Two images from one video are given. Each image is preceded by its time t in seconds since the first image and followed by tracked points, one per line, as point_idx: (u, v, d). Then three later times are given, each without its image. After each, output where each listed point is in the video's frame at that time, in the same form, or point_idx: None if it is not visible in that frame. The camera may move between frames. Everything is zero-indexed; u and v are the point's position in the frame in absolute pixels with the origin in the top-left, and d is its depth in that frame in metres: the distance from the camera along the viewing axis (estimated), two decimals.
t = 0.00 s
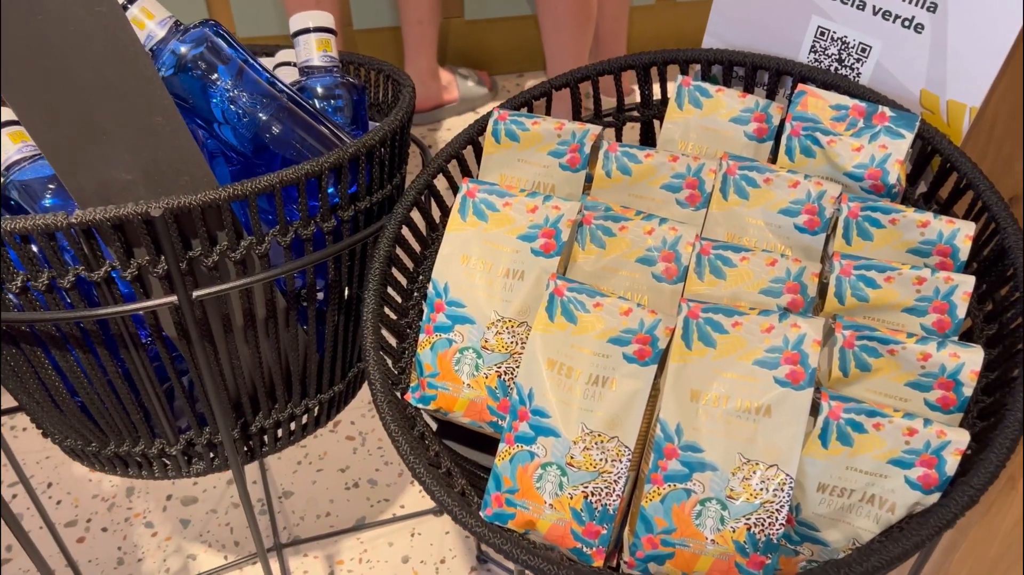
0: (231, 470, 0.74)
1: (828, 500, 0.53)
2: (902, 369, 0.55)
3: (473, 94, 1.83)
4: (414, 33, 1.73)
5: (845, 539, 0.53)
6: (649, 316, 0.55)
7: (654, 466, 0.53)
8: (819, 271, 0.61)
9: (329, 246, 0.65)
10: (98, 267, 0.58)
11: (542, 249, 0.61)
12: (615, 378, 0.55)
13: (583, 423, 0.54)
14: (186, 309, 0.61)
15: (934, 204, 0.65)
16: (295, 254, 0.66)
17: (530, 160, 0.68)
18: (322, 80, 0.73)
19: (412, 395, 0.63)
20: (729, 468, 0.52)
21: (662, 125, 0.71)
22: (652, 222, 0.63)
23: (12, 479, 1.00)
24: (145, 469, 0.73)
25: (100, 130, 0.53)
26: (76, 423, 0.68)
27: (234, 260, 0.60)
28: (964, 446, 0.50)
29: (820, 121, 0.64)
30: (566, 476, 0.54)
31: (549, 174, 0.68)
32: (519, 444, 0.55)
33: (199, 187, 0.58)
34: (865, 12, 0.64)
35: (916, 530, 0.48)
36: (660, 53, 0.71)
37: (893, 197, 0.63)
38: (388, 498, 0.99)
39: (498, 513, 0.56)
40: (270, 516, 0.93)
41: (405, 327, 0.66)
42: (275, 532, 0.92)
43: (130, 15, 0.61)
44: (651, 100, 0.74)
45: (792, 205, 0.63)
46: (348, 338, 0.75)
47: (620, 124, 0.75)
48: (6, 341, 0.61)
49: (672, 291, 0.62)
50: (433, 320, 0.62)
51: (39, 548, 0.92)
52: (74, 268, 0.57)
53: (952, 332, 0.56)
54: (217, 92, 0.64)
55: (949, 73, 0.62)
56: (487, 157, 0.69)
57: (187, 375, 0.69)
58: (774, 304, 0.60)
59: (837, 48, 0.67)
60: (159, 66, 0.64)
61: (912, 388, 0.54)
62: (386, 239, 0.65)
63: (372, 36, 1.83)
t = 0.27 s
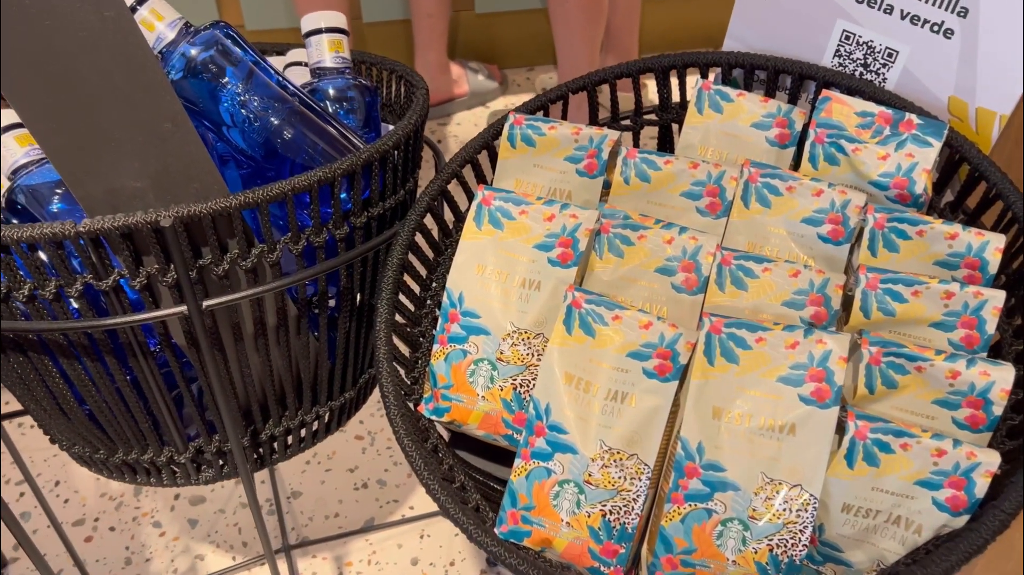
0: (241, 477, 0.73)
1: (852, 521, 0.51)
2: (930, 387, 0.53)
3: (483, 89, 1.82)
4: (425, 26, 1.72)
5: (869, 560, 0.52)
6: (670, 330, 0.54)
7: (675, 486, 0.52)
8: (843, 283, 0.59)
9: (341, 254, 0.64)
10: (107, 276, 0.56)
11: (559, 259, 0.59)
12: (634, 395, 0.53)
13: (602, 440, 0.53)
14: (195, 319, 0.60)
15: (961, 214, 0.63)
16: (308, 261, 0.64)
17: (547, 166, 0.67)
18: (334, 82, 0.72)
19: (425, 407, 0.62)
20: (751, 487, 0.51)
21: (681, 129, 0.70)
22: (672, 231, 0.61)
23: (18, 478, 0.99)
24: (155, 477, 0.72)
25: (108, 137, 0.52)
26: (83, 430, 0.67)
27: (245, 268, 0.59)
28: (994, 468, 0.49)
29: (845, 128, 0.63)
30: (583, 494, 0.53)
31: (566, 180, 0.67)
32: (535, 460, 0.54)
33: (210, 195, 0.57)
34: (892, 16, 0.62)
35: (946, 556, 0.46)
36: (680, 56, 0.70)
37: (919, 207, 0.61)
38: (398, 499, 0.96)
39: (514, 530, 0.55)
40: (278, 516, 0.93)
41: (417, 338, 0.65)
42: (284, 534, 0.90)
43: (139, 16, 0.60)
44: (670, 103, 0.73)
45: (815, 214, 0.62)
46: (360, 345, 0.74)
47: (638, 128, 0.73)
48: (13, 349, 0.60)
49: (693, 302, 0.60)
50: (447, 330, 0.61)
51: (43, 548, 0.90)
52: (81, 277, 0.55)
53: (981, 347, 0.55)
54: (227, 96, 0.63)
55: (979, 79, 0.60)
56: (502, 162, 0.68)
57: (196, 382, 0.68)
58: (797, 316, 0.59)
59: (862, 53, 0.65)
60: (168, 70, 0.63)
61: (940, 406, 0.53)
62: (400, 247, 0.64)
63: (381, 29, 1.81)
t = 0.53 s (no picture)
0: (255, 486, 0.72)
1: (881, 543, 0.51)
2: (961, 407, 0.52)
3: (496, 86, 1.81)
4: (438, 22, 1.70)
5: None
6: (696, 347, 0.52)
7: (700, 506, 0.51)
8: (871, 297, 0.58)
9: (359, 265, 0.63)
10: (123, 287, 0.56)
11: (581, 271, 0.59)
12: (659, 413, 0.52)
13: (625, 458, 0.52)
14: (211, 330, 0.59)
15: (990, 226, 0.62)
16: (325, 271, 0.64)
17: (568, 174, 0.66)
18: (352, 87, 0.71)
19: (443, 420, 0.61)
20: (778, 509, 0.50)
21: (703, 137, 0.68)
22: (696, 242, 0.60)
23: (30, 478, 0.99)
24: (168, 485, 0.71)
25: (125, 149, 0.51)
26: (98, 438, 0.66)
27: (263, 279, 0.58)
28: None
29: (874, 139, 0.61)
30: (606, 513, 0.52)
31: (586, 189, 0.65)
32: (557, 477, 0.53)
33: (228, 205, 0.56)
34: (923, 24, 0.61)
35: None
36: (703, 63, 0.69)
37: (949, 220, 0.60)
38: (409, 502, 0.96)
39: (535, 548, 0.54)
40: (290, 520, 0.92)
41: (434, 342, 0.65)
42: (296, 537, 0.90)
43: (155, 22, 0.59)
44: (693, 110, 0.71)
45: (842, 226, 0.60)
46: (376, 353, 0.73)
47: (659, 135, 0.71)
48: (28, 357, 0.59)
49: (717, 315, 0.59)
50: (466, 343, 0.60)
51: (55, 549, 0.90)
52: (97, 288, 0.55)
53: (1013, 366, 0.54)
54: (242, 103, 0.62)
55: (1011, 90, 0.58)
56: (522, 170, 0.67)
57: (211, 391, 0.68)
58: (823, 331, 0.57)
59: (891, 60, 0.64)
60: (184, 76, 0.62)
61: (971, 426, 0.52)
62: (419, 257, 0.63)
63: (394, 25, 1.80)
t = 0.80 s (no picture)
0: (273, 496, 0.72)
1: (908, 564, 0.50)
2: (990, 427, 0.51)
3: (507, 87, 1.81)
4: (451, 23, 1.70)
5: None
6: (721, 364, 0.52)
7: (725, 526, 0.51)
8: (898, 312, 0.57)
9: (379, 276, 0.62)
10: (144, 299, 0.55)
11: (604, 285, 0.58)
12: (684, 430, 0.52)
13: (650, 477, 0.51)
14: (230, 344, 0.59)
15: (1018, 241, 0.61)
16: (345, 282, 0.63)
17: (589, 185, 0.65)
18: (371, 96, 0.71)
19: (463, 433, 0.60)
20: (805, 529, 0.49)
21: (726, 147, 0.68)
22: (720, 256, 0.60)
23: (45, 480, 0.99)
24: (187, 494, 0.71)
25: (149, 163, 0.51)
26: (116, 448, 0.66)
27: (284, 292, 0.57)
28: None
29: (901, 152, 0.61)
30: (630, 532, 0.51)
31: (607, 201, 0.65)
32: (580, 495, 0.53)
33: (250, 218, 0.55)
34: (951, 36, 0.60)
35: None
36: (726, 73, 0.67)
37: (977, 235, 0.59)
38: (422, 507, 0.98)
39: (557, 566, 0.53)
40: (304, 525, 0.92)
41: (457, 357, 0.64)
42: (309, 541, 0.91)
43: (177, 32, 0.60)
44: (715, 120, 0.70)
45: (867, 241, 0.60)
46: (395, 363, 0.73)
47: (680, 145, 0.71)
48: (49, 369, 0.59)
49: (740, 330, 0.59)
50: (488, 356, 0.59)
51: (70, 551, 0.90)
52: (118, 301, 0.54)
53: None
54: (261, 111, 0.62)
55: None
56: (543, 180, 0.66)
57: (229, 401, 0.67)
58: (849, 347, 0.57)
59: (918, 72, 0.63)
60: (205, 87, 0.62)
61: (1001, 446, 0.51)
62: (439, 268, 0.63)
63: (406, 25, 1.80)
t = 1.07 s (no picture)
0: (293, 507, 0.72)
1: None
2: (1016, 449, 0.51)
3: (519, 90, 1.81)
4: (465, 26, 1.70)
5: None
6: (745, 384, 0.52)
7: (750, 547, 0.51)
8: (922, 332, 0.57)
9: (402, 292, 0.63)
10: (168, 315, 0.55)
11: (627, 302, 0.58)
12: (708, 451, 0.52)
13: (674, 497, 0.51)
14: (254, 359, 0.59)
15: None
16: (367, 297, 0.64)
17: (610, 200, 0.65)
18: (392, 109, 0.71)
19: (485, 449, 0.60)
20: (829, 550, 0.50)
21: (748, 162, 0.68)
22: (743, 273, 0.60)
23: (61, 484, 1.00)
24: (207, 505, 0.71)
25: (175, 180, 0.51)
26: (139, 460, 0.67)
27: (308, 307, 0.57)
28: None
29: (924, 169, 0.60)
30: (654, 551, 0.52)
31: (629, 216, 0.64)
32: (604, 514, 0.53)
33: (275, 235, 0.55)
34: (976, 53, 0.59)
35: None
36: (749, 87, 0.67)
37: (1001, 253, 0.59)
38: (436, 514, 1.01)
39: None
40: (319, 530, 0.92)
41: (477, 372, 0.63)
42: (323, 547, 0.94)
43: (201, 48, 0.60)
44: (737, 134, 0.70)
45: (891, 258, 0.59)
46: (414, 375, 0.73)
47: (701, 159, 0.71)
48: (73, 382, 0.60)
49: (763, 347, 0.59)
50: (510, 373, 0.59)
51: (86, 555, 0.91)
52: (143, 317, 0.55)
53: None
54: (280, 126, 0.62)
55: None
56: (564, 195, 0.66)
57: (250, 412, 0.67)
58: (872, 366, 0.56)
59: (942, 89, 0.62)
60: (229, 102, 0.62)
61: None
62: (461, 283, 0.62)
63: (419, 28, 1.80)
